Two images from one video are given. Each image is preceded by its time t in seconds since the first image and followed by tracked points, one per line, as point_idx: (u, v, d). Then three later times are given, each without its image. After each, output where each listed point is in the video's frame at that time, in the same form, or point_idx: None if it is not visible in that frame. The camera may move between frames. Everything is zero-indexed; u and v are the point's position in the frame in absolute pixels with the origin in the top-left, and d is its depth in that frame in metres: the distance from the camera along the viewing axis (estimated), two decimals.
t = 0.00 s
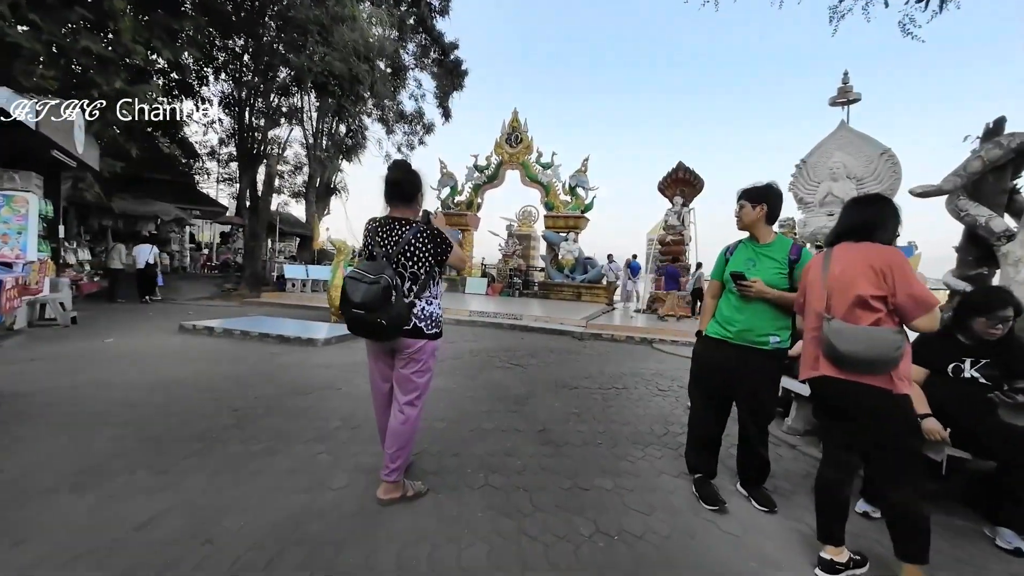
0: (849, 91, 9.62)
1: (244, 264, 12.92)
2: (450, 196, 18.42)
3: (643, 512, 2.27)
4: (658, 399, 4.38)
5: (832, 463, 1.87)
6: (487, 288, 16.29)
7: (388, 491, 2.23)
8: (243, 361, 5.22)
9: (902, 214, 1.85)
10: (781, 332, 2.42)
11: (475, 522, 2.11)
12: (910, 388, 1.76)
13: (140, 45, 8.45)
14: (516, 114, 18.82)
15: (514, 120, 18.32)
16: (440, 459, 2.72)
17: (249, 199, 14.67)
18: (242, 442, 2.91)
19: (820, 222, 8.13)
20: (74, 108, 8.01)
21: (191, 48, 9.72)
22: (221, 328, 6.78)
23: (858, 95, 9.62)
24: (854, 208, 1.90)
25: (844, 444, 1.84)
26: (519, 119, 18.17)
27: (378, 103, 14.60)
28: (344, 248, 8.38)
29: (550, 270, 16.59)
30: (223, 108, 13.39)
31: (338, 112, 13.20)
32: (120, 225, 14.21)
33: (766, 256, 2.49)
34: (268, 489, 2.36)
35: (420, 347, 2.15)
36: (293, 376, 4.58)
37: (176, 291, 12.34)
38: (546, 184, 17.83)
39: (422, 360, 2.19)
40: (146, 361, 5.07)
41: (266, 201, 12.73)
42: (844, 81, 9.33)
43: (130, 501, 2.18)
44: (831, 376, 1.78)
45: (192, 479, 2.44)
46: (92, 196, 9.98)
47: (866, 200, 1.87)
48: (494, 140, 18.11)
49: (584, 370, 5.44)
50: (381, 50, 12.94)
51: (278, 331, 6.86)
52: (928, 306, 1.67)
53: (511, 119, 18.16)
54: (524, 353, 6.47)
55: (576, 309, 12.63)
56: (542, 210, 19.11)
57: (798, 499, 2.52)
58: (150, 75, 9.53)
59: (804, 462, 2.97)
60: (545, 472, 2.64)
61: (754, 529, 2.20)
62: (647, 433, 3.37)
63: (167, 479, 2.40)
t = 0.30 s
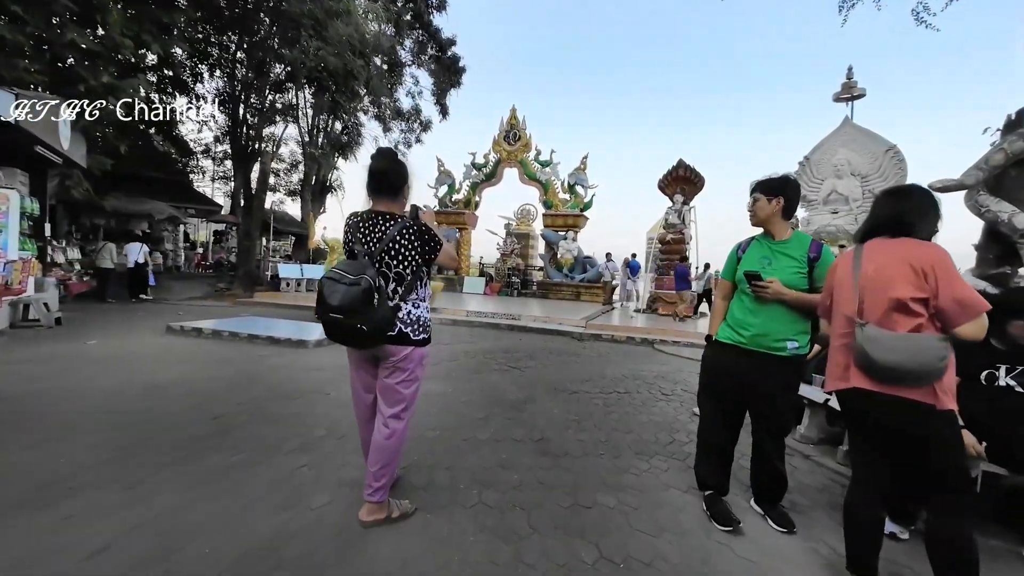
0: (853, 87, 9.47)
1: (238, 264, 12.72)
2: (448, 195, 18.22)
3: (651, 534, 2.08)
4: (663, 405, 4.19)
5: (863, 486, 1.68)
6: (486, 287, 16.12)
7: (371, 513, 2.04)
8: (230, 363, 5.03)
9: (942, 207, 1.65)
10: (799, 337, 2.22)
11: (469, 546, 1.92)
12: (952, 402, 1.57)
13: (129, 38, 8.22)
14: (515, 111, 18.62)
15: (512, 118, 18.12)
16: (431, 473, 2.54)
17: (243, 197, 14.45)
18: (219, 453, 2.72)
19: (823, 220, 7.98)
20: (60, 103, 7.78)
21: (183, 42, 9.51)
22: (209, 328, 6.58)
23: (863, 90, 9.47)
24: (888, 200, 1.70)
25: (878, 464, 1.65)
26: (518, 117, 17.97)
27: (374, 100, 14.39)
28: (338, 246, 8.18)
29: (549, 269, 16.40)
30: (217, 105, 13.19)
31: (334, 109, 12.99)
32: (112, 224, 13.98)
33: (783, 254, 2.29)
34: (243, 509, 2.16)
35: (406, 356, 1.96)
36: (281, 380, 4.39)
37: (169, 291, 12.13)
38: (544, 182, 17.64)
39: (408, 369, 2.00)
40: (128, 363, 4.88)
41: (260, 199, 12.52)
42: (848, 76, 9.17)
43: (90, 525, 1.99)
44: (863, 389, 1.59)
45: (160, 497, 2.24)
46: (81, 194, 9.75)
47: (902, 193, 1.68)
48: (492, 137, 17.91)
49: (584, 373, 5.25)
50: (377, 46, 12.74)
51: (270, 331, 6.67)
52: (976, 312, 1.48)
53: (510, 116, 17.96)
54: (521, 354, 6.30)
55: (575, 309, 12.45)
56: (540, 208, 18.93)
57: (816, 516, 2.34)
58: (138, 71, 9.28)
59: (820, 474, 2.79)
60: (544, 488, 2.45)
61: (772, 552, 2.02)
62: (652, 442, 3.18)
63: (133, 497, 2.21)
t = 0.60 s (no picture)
0: (854, 80, 9.31)
1: (228, 262, 12.47)
2: (443, 191, 17.99)
3: (656, 555, 1.88)
4: (664, 407, 3.98)
5: (896, 505, 1.49)
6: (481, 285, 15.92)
7: (343, 533, 1.82)
8: (211, 364, 4.81)
9: (983, 191, 1.46)
10: (816, 336, 2.01)
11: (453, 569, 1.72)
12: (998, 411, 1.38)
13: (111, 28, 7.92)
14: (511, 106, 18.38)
15: (508, 113, 17.89)
16: (414, 487, 2.33)
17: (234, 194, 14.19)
18: (185, 463, 2.51)
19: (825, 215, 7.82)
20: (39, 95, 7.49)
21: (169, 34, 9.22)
22: (193, 328, 6.35)
23: (865, 83, 9.30)
24: (925, 182, 1.50)
25: (914, 481, 1.45)
26: (514, 112, 17.74)
27: (367, 94, 14.13)
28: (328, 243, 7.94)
29: (545, 266, 16.20)
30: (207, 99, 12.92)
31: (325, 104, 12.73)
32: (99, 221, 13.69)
33: (797, 244, 2.08)
34: (203, 529, 1.95)
35: (382, 358, 1.75)
36: (264, 381, 4.17)
37: (157, 289, 11.88)
38: (540, 179, 17.42)
39: (385, 374, 1.79)
40: (104, 365, 4.66)
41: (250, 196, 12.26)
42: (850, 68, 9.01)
43: (28, 549, 1.77)
44: (899, 394, 1.39)
45: (114, 515, 2.03)
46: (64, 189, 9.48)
47: (941, 173, 1.48)
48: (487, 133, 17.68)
49: (581, 374, 5.05)
50: (370, 39, 12.49)
51: (256, 330, 6.45)
52: None
53: (506, 111, 17.73)
54: (516, 354, 6.10)
55: (572, 307, 12.26)
56: (537, 205, 18.72)
57: (833, 529, 2.15)
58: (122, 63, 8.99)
59: (834, 482, 2.61)
60: (537, 501, 2.25)
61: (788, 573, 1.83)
62: (653, 448, 2.98)
63: (84, 514, 2.01)
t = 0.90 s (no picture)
0: (854, 70, 9.12)
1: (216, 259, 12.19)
2: (436, 186, 17.73)
3: None
4: (662, 411, 3.78)
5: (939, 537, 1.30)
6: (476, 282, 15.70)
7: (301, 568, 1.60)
8: (188, 367, 4.58)
9: None
10: (833, 341, 1.78)
11: None
12: None
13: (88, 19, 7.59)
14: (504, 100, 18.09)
15: (502, 107, 17.61)
16: (390, 509, 2.12)
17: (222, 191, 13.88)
18: (141, 481, 2.29)
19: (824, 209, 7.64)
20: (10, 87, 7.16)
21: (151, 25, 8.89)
22: (172, 328, 6.09)
23: (864, 74, 9.12)
24: (969, 167, 1.29)
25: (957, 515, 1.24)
26: (508, 106, 17.47)
27: (357, 87, 13.83)
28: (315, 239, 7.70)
29: (540, 262, 15.99)
30: (194, 93, 12.61)
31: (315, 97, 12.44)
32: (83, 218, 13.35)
33: (809, 238, 1.83)
34: (148, 563, 1.74)
35: (344, 371, 1.53)
36: (241, 386, 3.95)
37: (143, 287, 11.58)
38: (535, 174, 17.18)
39: (348, 389, 1.56)
40: (72, 369, 4.40)
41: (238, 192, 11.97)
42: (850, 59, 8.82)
43: None
44: (940, 415, 1.19)
45: (48, 547, 1.81)
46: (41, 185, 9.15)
47: (985, 157, 1.28)
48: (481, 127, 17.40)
49: (576, 375, 4.84)
50: (360, 31, 12.18)
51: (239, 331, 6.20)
52: None
53: (499, 105, 17.45)
54: (509, 354, 5.90)
55: (567, 304, 12.08)
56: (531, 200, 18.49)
57: (850, 553, 1.96)
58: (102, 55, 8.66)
59: (847, 496, 2.42)
60: (526, 525, 2.04)
61: None
62: (652, 459, 2.78)
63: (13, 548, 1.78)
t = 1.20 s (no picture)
0: (855, 60, 8.94)
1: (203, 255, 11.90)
2: (429, 180, 17.46)
3: None
4: (664, 414, 3.59)
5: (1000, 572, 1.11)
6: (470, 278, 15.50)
7: None
8: (165, 369, 4.35)
9: None
10: (860, 345, 1.56)
11: None
12: None
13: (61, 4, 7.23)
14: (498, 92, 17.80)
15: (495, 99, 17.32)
16: (370, 532, 1.91)
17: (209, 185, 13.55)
18: (95, 501, 2.07)
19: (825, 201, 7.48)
20: None
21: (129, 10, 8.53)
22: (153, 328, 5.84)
23: (865, 64, 8.95)
24: None
25: None
26: (502, 98, 17.18)
27: (347, 79, 13.51)
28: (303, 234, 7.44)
29: (535, 257, 15.80)
30: (179, 85, 12.29)
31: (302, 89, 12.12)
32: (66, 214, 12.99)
33: (831, 229, 1.59)
34: None
35: (310, 385, 1.33)
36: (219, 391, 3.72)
37: (128, 284, 11.28)
38: (529, 167, 16.94)
39: (316, 406, 1.36)
40: (41, 372, 4.16)
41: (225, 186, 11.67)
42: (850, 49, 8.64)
43: None
44: (1007, 437, 1.02)
45: None
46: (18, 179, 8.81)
47: None
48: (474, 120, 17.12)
49: (573, 375, 4.64)
50: (350, 20, 11.87)
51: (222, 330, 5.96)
52: None
53: (493, 97, 17.16)
54: (503, 352, 5.71)
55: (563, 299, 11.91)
56: (526, 194, 18.26)
57: None
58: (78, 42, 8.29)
59: (866, 508, 2.25)
60: (522, 547, 1.85)
61: None
62: (656, 468, 2.59)
63: None
